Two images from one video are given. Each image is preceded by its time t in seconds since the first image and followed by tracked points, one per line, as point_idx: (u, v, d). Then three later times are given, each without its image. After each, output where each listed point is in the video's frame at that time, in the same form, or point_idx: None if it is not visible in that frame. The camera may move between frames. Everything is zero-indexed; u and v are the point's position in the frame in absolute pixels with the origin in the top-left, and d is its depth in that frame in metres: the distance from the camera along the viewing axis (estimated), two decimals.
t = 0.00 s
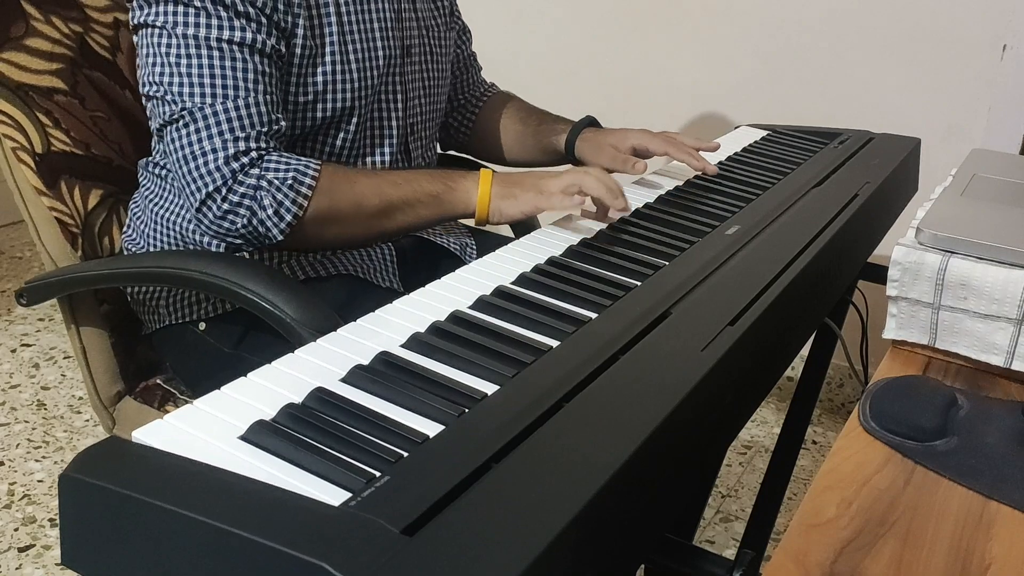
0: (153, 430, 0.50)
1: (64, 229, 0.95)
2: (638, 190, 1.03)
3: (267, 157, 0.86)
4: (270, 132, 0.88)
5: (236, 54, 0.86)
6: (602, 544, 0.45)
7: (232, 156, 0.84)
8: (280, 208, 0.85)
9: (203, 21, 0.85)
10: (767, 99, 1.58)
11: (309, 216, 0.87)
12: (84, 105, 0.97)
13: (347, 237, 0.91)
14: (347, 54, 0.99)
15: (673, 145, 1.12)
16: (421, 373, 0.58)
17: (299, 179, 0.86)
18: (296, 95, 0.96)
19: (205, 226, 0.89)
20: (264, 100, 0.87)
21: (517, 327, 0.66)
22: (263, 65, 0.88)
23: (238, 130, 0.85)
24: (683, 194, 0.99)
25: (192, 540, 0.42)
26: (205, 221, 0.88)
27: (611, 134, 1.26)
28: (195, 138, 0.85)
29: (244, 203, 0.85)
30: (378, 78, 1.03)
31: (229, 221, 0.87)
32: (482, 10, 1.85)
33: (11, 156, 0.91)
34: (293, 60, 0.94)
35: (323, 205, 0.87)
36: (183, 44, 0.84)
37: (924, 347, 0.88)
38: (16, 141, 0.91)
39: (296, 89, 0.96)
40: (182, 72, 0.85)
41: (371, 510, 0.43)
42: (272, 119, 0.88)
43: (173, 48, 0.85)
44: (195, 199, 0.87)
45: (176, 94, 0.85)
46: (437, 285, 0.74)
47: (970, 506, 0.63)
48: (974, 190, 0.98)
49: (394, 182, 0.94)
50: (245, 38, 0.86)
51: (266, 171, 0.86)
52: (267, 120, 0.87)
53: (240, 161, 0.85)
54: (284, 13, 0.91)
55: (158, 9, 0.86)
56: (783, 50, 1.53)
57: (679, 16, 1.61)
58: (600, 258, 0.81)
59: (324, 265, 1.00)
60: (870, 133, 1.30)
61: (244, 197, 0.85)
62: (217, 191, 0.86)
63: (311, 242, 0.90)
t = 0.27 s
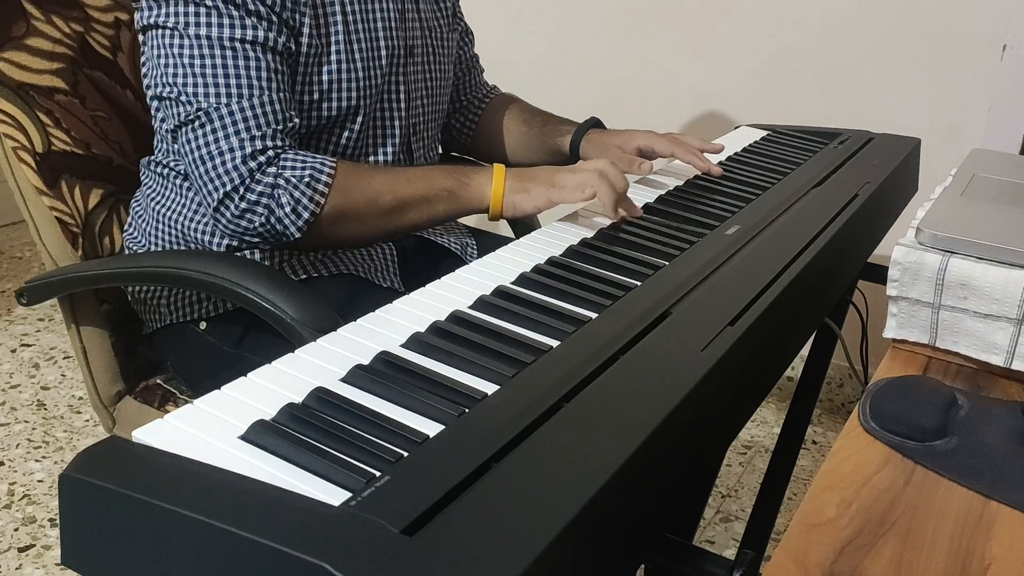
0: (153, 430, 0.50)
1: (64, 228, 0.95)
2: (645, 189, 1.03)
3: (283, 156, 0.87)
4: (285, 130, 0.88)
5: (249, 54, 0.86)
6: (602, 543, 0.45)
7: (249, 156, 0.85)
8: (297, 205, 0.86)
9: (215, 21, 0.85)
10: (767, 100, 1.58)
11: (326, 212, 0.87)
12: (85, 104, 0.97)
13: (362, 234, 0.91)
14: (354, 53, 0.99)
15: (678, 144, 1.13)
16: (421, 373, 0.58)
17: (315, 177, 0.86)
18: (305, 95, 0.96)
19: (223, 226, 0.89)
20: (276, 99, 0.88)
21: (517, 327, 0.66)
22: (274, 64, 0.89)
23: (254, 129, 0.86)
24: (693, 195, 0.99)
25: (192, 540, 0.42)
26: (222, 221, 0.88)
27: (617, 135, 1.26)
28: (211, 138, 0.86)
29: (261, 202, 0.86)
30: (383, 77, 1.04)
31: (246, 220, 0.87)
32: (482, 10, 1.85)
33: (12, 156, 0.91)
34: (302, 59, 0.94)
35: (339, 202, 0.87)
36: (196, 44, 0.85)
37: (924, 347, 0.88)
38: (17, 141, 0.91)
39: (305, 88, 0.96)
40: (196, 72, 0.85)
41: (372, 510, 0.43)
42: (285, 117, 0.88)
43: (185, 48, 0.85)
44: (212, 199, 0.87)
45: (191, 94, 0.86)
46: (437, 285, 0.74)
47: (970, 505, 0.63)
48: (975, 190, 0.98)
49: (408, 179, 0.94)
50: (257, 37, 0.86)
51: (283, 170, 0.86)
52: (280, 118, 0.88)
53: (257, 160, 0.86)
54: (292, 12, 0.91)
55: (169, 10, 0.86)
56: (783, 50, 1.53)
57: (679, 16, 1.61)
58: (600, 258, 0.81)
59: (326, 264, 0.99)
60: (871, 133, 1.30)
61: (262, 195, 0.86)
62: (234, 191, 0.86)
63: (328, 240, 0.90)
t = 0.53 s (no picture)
0: (153, 430, 0.50)
1: (64, 228, 0.95)
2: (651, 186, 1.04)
3: (300, 154, 0.87)
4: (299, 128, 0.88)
5: (261, 53, 0.86)
6: (602, 543, 0.45)
7: (267, 155, 0.85)
8: (318, 203, 0.86)
9: (226, 20, 0.85)
10: (767, 100, 1.58)
11: (346, 208, 0.88)
12: (84, 104, 0.97)
13: (384, 228, 0.93)
14: (359, 51, 0.99)
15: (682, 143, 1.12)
16: (421, 373, 0.58)
17: (334, 173, 0.87)
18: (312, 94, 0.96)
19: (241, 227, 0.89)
20: (288, 98, 0.88)
21: (517, 327, 0.66)
22: (284, 62, 0.89)
23: (271, 128, 0.86)
24: (698, 194, 0.99)
25: (193, 539, 0.42)
26: (241, 222, 0.88)
27: (619, 134, 1.26)
28: (228, 139, 0.86)
29: (282, 200, 0.86)
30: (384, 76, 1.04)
31: (266, 219, 0.87)
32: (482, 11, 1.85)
33: (12, 156, 0.91)
34: (309, 58, 0.95)
35: (359, 197, 0.88)
36: (209, 44, 0.85)
37: (924, 347, 0.88)
38: (17, 141, 0.91)
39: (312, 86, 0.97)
40: (209, 73, 0.85)
41: (372, 509, 0.43)
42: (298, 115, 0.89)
43: (197, 48, 0.85)
44: (230, 201, 0.87)
45: (206, 95, 0.86)
46: (437, 285, 0.74)
47: (970, 506, 0.63)
48: (975, 190, 0.98)
49: (425, 173, 0.96)
50: (268, 36, 0.86)
51: (302, 168, 0.87)
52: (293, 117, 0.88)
53: (275, 159, 0.86)
54: (300, 11, 0.91)
55: (179, 10, 0.85)
56: (783, 50, 1.53)
57: (679, 16, 1.61)
58: (601, 258, 0.80)
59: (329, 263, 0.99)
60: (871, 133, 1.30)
61: (282, 194, 0.86)
62: (253, 191, 0.86)
63: (347, 235, 0.91)
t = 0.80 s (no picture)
0: (153, 430, 0.50)
1: (64, 228, 0.95)
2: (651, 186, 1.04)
3: (314, 153, 0.87)
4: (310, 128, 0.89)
5: (271, 52, 0.87)
6: (602, 543, 0.45)
7: (282, 154, 0.85)
8: (333, 201, 0.86)
9: (236, 21, 0.85)
10: (767, 100, 1.58)
11: (360, 205, 0.88)
12: (85, 104, 0.97)
13: (395, 222, 0.94)
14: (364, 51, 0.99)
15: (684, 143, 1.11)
16: (421, 373, 0.58)
17: (349, 171, 0.87)
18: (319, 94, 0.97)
19: (257, 228, 0.89)
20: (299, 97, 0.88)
21: (517, 327, 0.66)
22: (293, 62, 0.89)
23: (284, 127, 0.86)
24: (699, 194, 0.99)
25: (193, 539, 0.42)
26: (256, 222, 0.88)
27: (623, 133, 1.26)
28: (243, 139, 0.86)
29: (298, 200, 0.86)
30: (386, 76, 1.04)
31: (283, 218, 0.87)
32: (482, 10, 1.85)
33: (12, 156, 0.91)
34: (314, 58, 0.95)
35: (373, 193, 0.89)
36: (220, 45, 0.85)
37: (924, 347, 0.88)
38: (17, 141, 0.91)
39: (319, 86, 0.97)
40: (220, 73, 0.85)
41: (372, 509, 0.43)
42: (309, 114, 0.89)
43: (207, 49, 0.85)
44: (246, 202, 0.87)
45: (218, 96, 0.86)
46: (437, 285, 0.74)
47: (970, 505, 0.63)
48: (975, 190, 0.98)
49: (435, 168, 0.96)
50: (277, 35, 0.87)
51: (317, 167, 0.87)
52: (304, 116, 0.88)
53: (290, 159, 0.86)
54: (305, 10, 0.92)
55: (189, 11, 0.86)
56: (784, 50, 1.53)
57: (679, 16, 1.61)
58: (601, 258, 0.80)
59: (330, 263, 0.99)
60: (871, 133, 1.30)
61: (298, 193, 0.86)
62: (270, 191, 0.86)
63: (360, 231, 0.92)
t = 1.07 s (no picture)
0: (153, 430, 0.50)
1: (64, 228, 0.95)
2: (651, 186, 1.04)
3: (327, 150, 0.87)
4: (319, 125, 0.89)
5: (278, 51, 0.87)
6: (602, 543, 0.45)
7: (295, 152, 0.85)
8: (348, 198, 0.86)
9: (242, 20, 0.85)
10: (767, 100, 1.58)
11: (372, 201, 0.88)
12: (85, 104, 0.97)
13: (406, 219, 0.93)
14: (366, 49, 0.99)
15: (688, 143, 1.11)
16: (421, 373, 0.58)
17: (362, 167, 0.87)
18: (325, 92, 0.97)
19: (272, 226, 0.89)
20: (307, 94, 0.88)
21: (517, 327, 0.66)
22: (300, 60, 0.89)
23: (296, 125, 0.86)
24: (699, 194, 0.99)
25: (193, 539, 0.42)
26: (271, 221, 0.88)
27: (627, 132, 1.25)
28: (255, 138, 0.86)
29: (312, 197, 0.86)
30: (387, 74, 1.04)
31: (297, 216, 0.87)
32: (482, 11, 1.85)
33: (12, 156, 0.91)
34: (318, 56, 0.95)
35: (386, 188, 0.89)
36: (227, 43, 0.85)
37: (924, 347, 0.88)
38: (17, 141, 0.91)
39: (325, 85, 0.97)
40: (228, 72, 0.85)
41: (372, 509, 0.43)
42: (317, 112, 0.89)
43: (214, 48, 0.85)
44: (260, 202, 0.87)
45: (228, 95, 0.86)
46: (437, 285, 0.74)
47: (970, 505, 0.63)
48: (975, 191, 0.98)
49: (446, 164, 0.95)
50: (284, 32, 0.87)
51: (330, 164, 0.87)
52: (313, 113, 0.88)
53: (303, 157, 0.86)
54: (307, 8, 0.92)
55: (194, 11, 0.85)
56: (784, 50, 1.53)
57: (679, 16, 1.61)
58: (601, 258, 0.80)
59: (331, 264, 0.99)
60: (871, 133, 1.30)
61: (312, 191, 0.86)
62: (284, 189, 0.86)
63: (374, 228, 0.91)
